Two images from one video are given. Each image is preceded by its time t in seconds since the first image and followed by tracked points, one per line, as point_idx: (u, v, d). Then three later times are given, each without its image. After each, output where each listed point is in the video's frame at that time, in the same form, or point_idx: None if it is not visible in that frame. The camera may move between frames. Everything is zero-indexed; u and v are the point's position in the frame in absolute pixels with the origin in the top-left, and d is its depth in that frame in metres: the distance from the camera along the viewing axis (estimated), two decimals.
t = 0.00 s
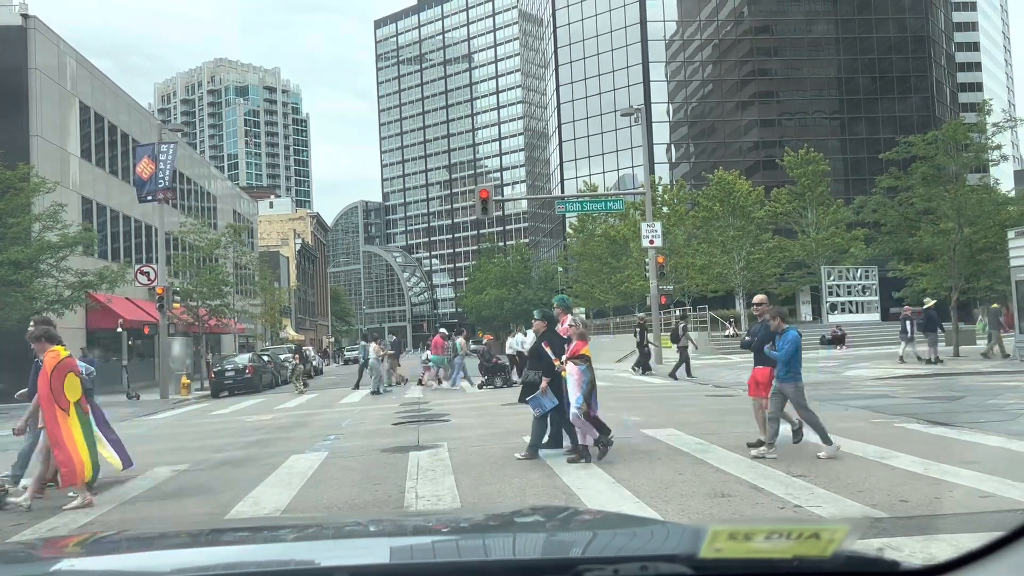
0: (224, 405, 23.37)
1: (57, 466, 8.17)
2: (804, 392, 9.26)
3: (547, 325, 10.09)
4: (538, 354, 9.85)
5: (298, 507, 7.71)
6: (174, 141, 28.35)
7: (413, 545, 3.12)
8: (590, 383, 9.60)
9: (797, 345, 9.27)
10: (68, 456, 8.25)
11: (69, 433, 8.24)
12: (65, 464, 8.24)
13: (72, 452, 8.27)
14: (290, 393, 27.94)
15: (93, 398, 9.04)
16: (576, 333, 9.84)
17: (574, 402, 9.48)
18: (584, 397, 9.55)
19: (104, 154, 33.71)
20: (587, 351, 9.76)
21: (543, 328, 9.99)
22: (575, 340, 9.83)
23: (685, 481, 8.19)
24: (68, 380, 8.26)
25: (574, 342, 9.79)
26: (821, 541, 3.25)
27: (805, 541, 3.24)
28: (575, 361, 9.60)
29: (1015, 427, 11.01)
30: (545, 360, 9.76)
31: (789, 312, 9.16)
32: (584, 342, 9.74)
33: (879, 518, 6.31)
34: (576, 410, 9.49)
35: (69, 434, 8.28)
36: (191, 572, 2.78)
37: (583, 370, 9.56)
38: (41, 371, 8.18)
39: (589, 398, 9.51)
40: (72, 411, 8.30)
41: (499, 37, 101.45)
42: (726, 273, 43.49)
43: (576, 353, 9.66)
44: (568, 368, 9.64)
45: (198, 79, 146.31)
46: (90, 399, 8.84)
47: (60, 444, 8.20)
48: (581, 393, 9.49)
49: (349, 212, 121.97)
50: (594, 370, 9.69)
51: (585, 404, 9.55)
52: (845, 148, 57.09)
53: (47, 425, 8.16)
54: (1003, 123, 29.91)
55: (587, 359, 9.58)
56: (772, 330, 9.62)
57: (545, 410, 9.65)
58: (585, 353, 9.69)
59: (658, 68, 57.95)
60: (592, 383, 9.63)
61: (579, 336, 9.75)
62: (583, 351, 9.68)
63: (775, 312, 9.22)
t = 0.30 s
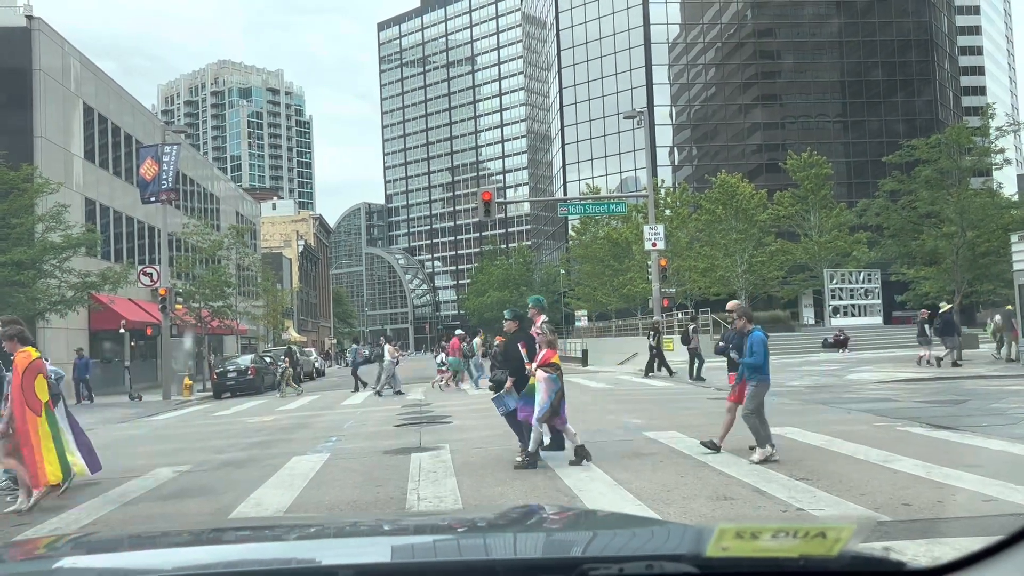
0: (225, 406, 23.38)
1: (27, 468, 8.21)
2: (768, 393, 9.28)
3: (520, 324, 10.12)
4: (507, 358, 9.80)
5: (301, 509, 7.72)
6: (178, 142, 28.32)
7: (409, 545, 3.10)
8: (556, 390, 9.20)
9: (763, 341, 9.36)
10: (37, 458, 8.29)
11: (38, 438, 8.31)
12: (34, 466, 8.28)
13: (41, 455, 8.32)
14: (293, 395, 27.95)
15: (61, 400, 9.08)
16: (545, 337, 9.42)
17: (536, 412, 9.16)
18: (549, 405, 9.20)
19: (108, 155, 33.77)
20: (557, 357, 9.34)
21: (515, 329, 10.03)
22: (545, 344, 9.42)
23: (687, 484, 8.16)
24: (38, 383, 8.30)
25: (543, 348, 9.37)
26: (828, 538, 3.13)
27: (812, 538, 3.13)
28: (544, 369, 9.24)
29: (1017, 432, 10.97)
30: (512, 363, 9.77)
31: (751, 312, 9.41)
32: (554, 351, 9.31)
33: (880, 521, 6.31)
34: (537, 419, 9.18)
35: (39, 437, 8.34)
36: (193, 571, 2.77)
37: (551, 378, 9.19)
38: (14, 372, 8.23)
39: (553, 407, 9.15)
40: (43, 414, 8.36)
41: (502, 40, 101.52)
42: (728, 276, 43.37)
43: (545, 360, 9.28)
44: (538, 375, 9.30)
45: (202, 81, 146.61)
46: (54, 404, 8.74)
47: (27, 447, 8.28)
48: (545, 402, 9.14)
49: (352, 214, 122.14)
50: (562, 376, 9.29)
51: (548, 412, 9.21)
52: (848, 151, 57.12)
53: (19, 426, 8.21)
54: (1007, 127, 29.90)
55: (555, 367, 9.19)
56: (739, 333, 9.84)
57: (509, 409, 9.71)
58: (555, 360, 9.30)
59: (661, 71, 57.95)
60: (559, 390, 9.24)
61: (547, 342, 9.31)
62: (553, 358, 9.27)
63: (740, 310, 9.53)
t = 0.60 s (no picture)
0: (229, 410, 23.37)
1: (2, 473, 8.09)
2: (734, 402, 9.11)
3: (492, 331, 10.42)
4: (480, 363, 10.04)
5: (304, 512, 7.71)
6: (183, 145, 28.34)
7: (407, 551, 3.06)
8: (523, 392, 9.17)
9: (730, 349, 9.19)
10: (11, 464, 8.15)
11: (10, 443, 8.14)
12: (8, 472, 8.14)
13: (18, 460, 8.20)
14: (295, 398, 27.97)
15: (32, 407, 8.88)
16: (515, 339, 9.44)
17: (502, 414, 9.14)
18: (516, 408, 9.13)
19: (113, 158, 33.88)
20: (526, 359, 9.31)
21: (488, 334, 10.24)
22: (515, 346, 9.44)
23: (691, 489, 8.15)
24: (9, 389, 8.13)
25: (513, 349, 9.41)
26: (833, 545, 2.90)
27: (814, 544, 2.94)
28: (511, 370, 9.24)
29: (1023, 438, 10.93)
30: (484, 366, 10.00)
31: (725, 318, 9.31)
32: (523, 351, 9.32)
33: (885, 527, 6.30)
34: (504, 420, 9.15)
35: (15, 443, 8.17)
36: (197, 573, 2.78)
37: (517, 379, 9.18)
38: None
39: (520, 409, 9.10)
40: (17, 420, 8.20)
41: (507, 43, 101.64)
42: (732, 280, 43.26)
43: (513, 361, 9.28)
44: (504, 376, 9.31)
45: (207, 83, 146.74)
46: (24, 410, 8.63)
47: (2, 454, 8.10)
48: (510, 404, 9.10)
49: (356, 217, 122.31)
50: (531, 378, 9.24)
51: (515, 413, 9.16)
52: (852, 155, 57.15)
53: None
54: (1012, 132, 29.83)
55: (523, 368, 9.18)
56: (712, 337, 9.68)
57: (484, 415, 9.78)
58: (523, 361, 9.29)
59: (665, 75, 57.93)
60: (527, 391, 9.19)
61: (516, 343, 9.34)
62: (520, 359, 9.26)
63: (710, 315, 9.39)
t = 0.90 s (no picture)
0: (234, 414, 23.40)
1: None
2: (711, 408, 9.15)
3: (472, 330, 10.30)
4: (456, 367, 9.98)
5: (309, 517, 7.71)
6: (190, 150, 28.42)
7: (414, 560, 3.03)
8: (489, 400, 9.12)
9: (700, 357, 9.19)
10: None
11: None
12: None
13: None
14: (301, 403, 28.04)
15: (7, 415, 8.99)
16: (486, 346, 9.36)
17: (465, 419, 9.09)
18: (480, 415, 9.09)
19: (121, 162, 34.03)
20: (496, 367, 9.25)
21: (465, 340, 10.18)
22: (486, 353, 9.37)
23: (697, 497, 8.13)
24: None
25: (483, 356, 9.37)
26: (842, 558, 2.36)
27: (822, 557, 2.38)
28: (480, 376, 9.19)
29: None
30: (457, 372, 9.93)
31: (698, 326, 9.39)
32: (493, 359, 9.28)
33: (894, 536, 6.28)
34: (467, 426, 9.11)
35: None
36: None
37: (485, 387, 9.12)
38: None
39: (484, 416, 9.07)
40: None
41: (513, 49, 101.82)
42: (738, 286, 43.21)
43: (482, 368, 9.23)
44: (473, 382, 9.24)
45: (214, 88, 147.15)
46: None
47: None
48: (474, 411, 9.06)
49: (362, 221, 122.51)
50: (499, 387, 9.18)
51: (479, 420, 9.10)
52: (859, 161, 57.08)
53: None
54: (1019, 139, 29.76)
55: (491, 376, 9.11)
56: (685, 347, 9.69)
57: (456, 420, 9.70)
58: (492, 369, 9.25)
59: (672, 81, 57.94)
60: (493, 399, 9.14)
61: (486, 350, 9.31)
62: (490, 367, 9.20)
63: (682, 323, 9.41)
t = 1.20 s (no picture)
0: (240, 420, 23.44)
1: None
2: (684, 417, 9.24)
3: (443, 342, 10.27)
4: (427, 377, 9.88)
5: (316, 524, 7.70)
6: (198, 156, 28.54)
7: (414, 568, 2.97)
8: (466, 408, 9.00)
9: (671, 364, 9.33)
10: None
11: None
12: None
13: None
14: (307, 409, 28.09)
15: None
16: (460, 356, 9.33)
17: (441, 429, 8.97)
18: (456, 423, 8.97)
19: (129, 167, 34.17)
20: (470, 376, 9.20)
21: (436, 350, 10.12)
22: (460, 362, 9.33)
23: (703, 505, 8.10)
24: None
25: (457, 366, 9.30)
26: (860, 569, 2.49)
27: (841, 569, 2.49)
28: (455, 386, 9.08)
29: None
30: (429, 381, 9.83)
31: (666, 336, 9.60)
32: (467, 368, 9.22)
33: (903, 547, 6.25)
34: (443, 435, 8.99)
35: None
36: None
37: (461, 395, 9.02)
38: None
39: (459, 424, 8.95)
40: None
41: (520, 56, 102.07)
42: (745, 293, 43.17)
43: (457, 378, 9.15)
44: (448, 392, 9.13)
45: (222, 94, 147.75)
46: None
47: None
48: (451, 420, 8.93)
49: (368, 227, 122.78)
50: (474, 397, 9.10)
51: (454, 429, 8.98)
52: (866, 169, 57.04)
53: None
54: None
55: (466, 385, 9.03)
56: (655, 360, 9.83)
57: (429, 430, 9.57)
58: (467, 378, 9.17)
59: (679, 89, 57.95)
60: (469, 408, 9.04)
61: (460, 359, 9.25)
62: (465, 376, 9.14)
63: (654, 334, 9.62)
